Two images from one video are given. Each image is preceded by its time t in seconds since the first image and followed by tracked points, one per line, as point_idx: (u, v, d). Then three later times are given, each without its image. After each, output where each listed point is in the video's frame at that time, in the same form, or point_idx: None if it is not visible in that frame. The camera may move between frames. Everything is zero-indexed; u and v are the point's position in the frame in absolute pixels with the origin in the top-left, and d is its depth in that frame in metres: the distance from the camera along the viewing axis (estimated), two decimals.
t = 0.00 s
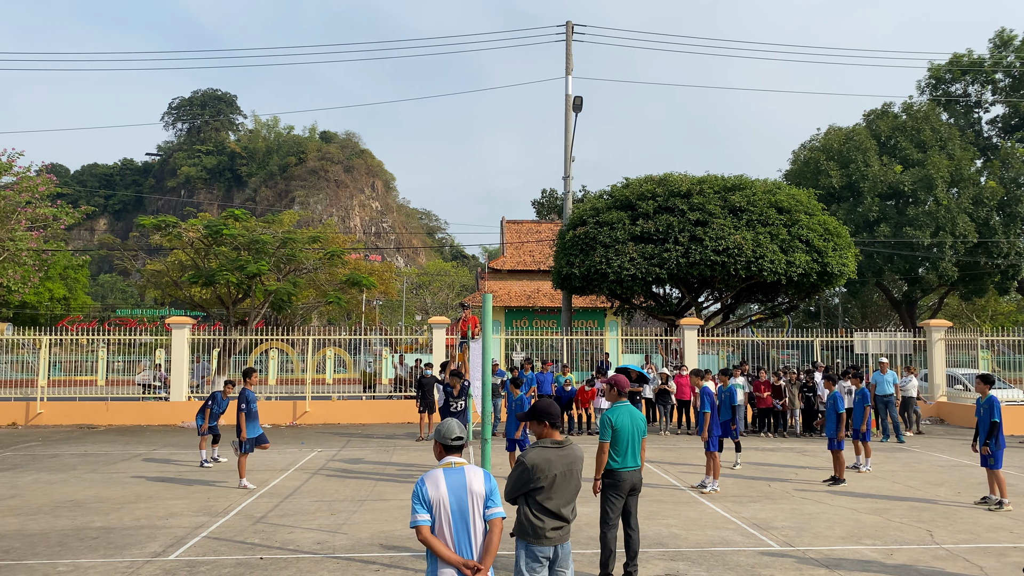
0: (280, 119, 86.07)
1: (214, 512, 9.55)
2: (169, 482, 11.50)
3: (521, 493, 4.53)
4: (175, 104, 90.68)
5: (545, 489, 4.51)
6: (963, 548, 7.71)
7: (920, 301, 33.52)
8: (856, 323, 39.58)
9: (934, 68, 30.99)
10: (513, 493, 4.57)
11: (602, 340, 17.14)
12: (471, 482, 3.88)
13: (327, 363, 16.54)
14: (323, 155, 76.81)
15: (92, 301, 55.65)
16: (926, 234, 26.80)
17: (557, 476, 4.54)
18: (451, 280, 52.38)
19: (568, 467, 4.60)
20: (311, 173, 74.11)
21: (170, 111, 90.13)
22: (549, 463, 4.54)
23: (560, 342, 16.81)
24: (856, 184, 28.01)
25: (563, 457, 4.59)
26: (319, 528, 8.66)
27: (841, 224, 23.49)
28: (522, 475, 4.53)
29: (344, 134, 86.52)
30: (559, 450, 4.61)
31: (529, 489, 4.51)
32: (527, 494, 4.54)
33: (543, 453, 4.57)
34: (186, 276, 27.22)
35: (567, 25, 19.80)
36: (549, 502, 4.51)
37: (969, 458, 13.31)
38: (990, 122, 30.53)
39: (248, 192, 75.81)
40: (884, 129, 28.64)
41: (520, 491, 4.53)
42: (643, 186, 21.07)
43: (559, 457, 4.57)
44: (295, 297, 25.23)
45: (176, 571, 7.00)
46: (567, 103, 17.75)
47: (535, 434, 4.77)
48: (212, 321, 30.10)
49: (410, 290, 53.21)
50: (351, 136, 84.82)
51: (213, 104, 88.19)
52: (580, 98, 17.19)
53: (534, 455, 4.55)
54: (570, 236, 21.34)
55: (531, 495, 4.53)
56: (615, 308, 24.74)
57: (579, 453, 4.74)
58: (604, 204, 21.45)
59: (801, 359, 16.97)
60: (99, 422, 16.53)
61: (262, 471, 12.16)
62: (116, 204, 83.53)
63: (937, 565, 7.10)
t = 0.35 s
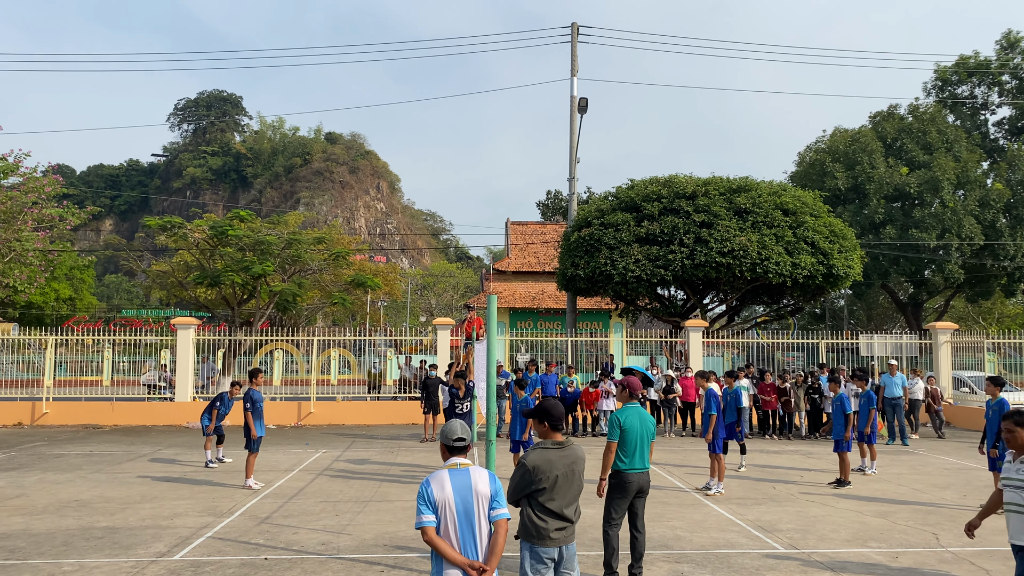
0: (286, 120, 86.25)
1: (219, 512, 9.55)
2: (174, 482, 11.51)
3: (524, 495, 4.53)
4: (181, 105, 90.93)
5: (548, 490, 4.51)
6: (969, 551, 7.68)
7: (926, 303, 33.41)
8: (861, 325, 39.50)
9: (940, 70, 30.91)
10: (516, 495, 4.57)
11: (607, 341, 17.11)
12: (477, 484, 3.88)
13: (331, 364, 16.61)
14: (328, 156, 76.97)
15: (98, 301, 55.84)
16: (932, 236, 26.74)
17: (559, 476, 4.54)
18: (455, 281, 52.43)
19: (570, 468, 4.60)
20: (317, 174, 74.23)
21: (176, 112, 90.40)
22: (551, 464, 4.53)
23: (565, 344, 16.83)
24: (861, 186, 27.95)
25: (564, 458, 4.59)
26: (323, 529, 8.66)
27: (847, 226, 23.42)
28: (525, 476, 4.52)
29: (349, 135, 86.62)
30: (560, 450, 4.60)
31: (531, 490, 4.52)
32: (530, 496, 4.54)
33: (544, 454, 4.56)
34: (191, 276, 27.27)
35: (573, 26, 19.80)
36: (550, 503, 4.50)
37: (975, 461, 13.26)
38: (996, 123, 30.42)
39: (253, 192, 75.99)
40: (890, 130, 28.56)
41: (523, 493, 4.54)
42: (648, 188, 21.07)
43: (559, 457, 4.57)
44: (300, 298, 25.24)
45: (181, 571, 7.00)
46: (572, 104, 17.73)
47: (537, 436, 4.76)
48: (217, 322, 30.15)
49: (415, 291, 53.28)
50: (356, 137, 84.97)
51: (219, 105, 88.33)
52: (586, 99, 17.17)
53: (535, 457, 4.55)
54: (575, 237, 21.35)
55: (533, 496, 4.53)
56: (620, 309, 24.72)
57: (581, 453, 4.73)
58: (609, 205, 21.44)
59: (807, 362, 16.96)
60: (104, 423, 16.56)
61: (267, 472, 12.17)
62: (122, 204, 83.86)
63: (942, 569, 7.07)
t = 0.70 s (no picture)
0: (292, 122, 86.44)
1: (225, 513, 9.57)
2: (180, 483, 11.55)
3: (527, 497, 4.53)
4: (188, 107, 91.25)
5: (551, 491, 4.50)
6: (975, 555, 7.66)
7: (933, 306, 33.31)
8: (868, 328, 39.40)
9: (947, 73, 30.84)
10: (520, 496, 4.58)
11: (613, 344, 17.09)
12: (481, 486, 3.87)
13: (337, 366, 16.63)
14: (335, 157, 77.11)
15: (105, 302, 56.05)
16: (939, 239, 26.65)
17: (561, 477, 4.52)
18: (461, 283, 52.45)
19: (574, 469, 4.58)
20: (323, 176, 74.40)
21: (183, 114, 90.75)
22: (554, 466, 4.53)
23: (571, 346, 16.86)
24: (868, 188, 27.89)
25: (567, 459, 4.57)
26: (329, 530, 8.67)
27: (854, 229, 23.36)
28: (528, 479, 4.52)
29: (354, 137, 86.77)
30: (561, 452, 4.59)
31: (534, 492, 4.52)
32: (533, 497, 4.54)
33: (547, 456, 4.56)
34: (198, 278, 27.36)
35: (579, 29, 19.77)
36: (554, 504, 4.49)
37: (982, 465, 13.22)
38: (1004, 126, 30.30)
39: (260, 194, 76.19)
40: (897, 133, 28.48)
41: (526, 495, 4.54)
42: (654, 190, 21.06)
43: (562, 458, 4.56)
44: (306, 300, 25.26)
45: (187, 572, 7.03)
46: (578, 106, 17.73)
47: (541, 437, 4.75)
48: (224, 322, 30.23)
49: (420, 293, 53.34)
50: (362, 139, 85.11)
51: (225, 106, 88.60)
52: (592, 102, 17.16)
53: (537, 459, 4.54)
54: (581, 239, 21.34)
55: (537, 498, 4.52)
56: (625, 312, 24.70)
57: (585, 455, 4.70)
58: (615, 207, 21.44)
59: (813, 365, 16.94)
60: (111, 423, 16.61)
61: (273, 473, 12.20)
62: (129, 206, 84.19)
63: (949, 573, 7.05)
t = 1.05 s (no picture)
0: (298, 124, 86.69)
1: (232, 515, 9.60)
2: (187, 484, 11.59)
3: (534, 499, 4.52)
4: (195, 109, 91.66)
5: (558, 494, 4.49)
6: (983, 560, 7.63)
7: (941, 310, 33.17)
8: (875, 332, 39.30)
9: (955, 76, 30.73)
10: (527, 498, 4.57)
11: (619, 347, 17.08)
12: (486, 489, 3.88)
13: (343, 368, 16.63)
14: (342, 160, 77.29)
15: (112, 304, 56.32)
16: (948, 243, 26.54)
17: (569, 481, 4.51)
18: (467, 286, 52.52)
19: (582, 472, 4.57)
20: (329, 178, 74.62)
21: (191, 117, 91.18)
22: (561, 469, 4.51)
23: (577, 349, 16.86)
24: (875, 191, 27.81)
25: (575, 462, 4.56)
26: (335, 532, 8.68)
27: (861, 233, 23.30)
28: (535, 481, 4.51)
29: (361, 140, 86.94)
30: (569, 455, 4.58)
31: (541, 494, 4.50)
32: (540, 500, 4.52)
33: (555, 459, 4.54)
34: (206, 280, 27.45)
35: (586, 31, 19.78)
36: (561, 507, 4.49)
37: (990, 469, 13.17)
38: (1013, 129, 30.18)
39: (267, 197, 76.44)
40: (905, 136, 28.42)
41: (533, 497, 4.53)
42: (660, 193, 21.07)
43: (569, 461, 4.55)
44: (313, 302, 25.32)
45: (195, 573, 7.07)
46: (585, 109, 17.73)
47: (549, 440, 4.75)
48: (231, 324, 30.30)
49: (426, 296, 53.40)
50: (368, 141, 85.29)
51: (233, 109, 88.89)
52: (599, 105, 17.16)
53: (545, 461, 4.53)
54: (587, 242, 21.33)
55: (544, 500, 4.52)
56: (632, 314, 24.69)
57: (592, 458, 4.69)
58: (621, 210, 21.47)
59: (820, 368, 16.86)
60: (118, 425, 16.64)
61: (279, 475, 12.22)
62: (137, 208, 84.64)
63: None
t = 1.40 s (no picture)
0: (305, 127, 86.94)
1: (239, 516, 9.62)
2: (194, 486, 11.61)
3: (541, 500, 4.49)
4: (203, 112, 92.06)
5: (565, 496, 4.46)
6: (992, 563, 7.59)
7: (950, 312, 33.04)
8: (883, 334, 39.20)
9: (963, 77, 30.64)
10: (534, 500, 4.54)
11: (625, 350, 17.06)
12: (493, 491, 3.88)
13: (350, 369, 16.65)
14: (348, 162, 77.48)
15: (120, 306, 56.54)
16: (956, 244, 26.45)
17: (577, 482, 4.48)
18: (473, 288, 52.57)
19: (589, 474, 4.53)
20: (336, 180, 74.88)
21: (198, 120, 91.55)
22: (569, 470, 4.48)
23: (583, 351, 16.87)
24: (883, 194, 27.75)
25: (582, 464, 4.53)
26: (342, 534, 8.69)
27: (869, 235, 23.24)
28: (543, 483, 4.48)
29: (367, 142, 87.14)
30: (577, 457, 4.56)
31: (549, 496, 4.47)
32: (548, 502, 4.49)
33: (563, 462, 4.51)
34: (213, 282, 27.54)
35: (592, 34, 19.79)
36: (569, 509, 4.45)
37: (998, 472, 13.11)
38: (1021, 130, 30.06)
39: (273, 199, 76.70)
40: (912, 138, 28.34)
41: (541, 499, 4.49)
42: (667, 195, 21.07)
43: (577, 463, 4.52)
44: (320, 304, 25.40)
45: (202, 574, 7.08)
46: (591, 111, 17.75)
47: (556, 442, 4.73)
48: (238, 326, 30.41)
49: (433, 298, 53.48)
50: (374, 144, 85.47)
51: (240, 112, 89.04)
52: (606, 107, 17.17)
53: (553, 463, 4.50)
54: (593, 244, 21.33)
55: (551, 503, 4.48)
56: (639, 316, 24.68)
57: (600, 460, 4.66)
58: (628, 212, 21.48)
59: (828, 371, 16.83)
60: (126, 426, 16.71)
61: (287, 476, 12.25)
62: (144, 210, 85.04)
63: None
